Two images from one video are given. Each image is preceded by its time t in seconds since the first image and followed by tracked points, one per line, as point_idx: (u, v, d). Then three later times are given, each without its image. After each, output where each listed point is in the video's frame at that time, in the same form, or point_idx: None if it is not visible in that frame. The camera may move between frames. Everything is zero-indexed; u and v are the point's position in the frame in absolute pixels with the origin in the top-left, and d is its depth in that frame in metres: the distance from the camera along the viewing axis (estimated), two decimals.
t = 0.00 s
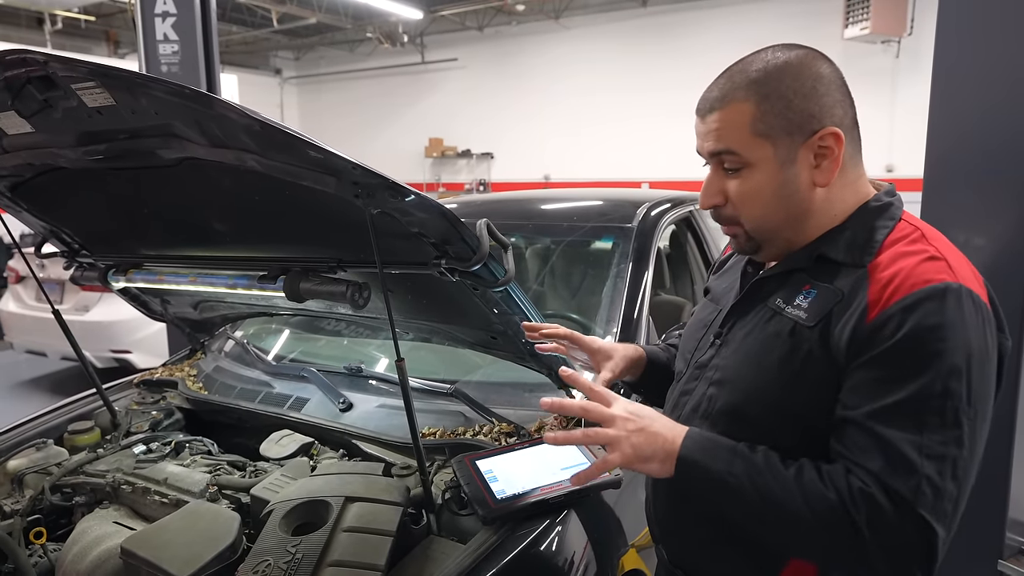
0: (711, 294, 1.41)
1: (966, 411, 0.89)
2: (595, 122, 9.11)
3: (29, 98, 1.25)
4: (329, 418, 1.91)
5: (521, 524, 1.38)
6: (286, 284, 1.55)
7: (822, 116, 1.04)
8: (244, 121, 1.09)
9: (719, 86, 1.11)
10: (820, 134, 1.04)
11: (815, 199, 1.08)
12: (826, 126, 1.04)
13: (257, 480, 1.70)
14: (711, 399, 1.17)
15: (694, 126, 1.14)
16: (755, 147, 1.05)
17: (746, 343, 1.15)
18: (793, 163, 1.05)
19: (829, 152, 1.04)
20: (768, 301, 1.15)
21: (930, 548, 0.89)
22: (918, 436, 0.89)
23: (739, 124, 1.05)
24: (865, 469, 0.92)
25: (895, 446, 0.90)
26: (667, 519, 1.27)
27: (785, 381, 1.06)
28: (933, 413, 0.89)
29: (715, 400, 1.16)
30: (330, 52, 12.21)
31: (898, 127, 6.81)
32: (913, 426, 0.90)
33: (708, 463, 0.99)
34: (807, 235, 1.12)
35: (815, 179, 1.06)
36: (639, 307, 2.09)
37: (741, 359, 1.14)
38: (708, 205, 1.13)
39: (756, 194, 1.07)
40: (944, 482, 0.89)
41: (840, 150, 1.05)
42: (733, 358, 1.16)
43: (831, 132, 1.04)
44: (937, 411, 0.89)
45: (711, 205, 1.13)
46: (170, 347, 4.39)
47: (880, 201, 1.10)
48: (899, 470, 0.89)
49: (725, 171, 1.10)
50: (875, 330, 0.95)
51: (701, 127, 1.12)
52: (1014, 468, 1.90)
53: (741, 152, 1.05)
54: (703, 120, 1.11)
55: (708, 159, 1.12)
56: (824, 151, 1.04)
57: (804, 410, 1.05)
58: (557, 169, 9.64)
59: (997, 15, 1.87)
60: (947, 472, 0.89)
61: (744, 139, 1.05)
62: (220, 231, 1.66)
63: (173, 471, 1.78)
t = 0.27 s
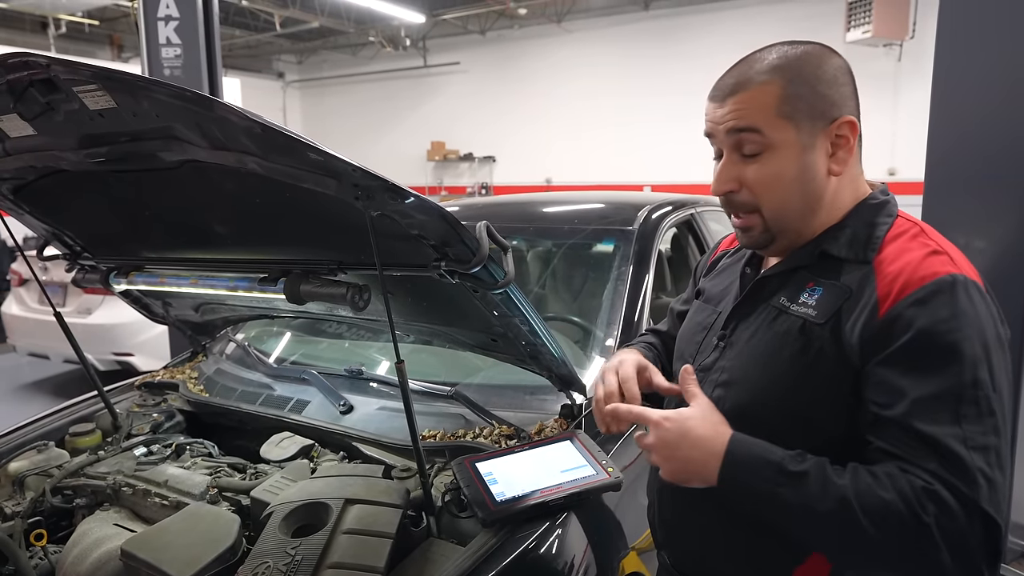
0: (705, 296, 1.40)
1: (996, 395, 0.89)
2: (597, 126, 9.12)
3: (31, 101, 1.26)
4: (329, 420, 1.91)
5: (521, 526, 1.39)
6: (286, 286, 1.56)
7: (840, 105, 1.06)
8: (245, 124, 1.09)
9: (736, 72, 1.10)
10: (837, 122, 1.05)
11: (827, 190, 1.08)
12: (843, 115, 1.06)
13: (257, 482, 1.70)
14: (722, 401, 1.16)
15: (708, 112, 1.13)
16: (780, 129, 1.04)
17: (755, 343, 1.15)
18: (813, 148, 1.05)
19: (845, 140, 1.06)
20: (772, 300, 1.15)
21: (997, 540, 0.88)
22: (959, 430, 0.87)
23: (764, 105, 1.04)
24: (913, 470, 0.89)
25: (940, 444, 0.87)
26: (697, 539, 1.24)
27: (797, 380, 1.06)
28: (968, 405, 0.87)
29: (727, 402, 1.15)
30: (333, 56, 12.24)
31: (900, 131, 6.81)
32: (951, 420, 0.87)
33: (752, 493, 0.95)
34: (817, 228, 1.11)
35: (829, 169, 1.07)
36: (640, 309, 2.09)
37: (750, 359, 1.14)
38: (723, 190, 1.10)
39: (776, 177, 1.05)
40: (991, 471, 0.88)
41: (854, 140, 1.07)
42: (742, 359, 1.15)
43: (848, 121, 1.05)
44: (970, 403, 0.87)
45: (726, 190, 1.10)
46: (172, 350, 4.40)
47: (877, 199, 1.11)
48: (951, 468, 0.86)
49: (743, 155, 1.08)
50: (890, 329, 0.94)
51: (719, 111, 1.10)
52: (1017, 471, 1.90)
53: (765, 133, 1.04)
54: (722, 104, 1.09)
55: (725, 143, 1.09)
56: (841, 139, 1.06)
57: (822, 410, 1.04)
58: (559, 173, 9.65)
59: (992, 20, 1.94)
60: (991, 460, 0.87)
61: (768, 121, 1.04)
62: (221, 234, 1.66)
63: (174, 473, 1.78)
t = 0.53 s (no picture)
0: (694, 297, 1.38)
1: (1022, 378, 0.94)
2: (596, 125, 9.13)
3: (24, 99, 1.25)
4: (326, 420, 1.90)
5: (516, 525, 1.38)
6: (282, 285, 1.55)
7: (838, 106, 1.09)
8: (238, 122, 1.09)
9: (732, 79, 1.09)
10: (835, 125, 1.08)
11: (830, 190, 1.10)
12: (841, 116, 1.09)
13: (252, 481, 1.69)
14: (734, 402, 1.15)
15: (706, 121, 1.11)
16: (789, 138, 1.04)
17: (762, 342, 1.14)
18: (820, 153, 1.06)
19: (844, 141, 1.09)
20: (776, 300, 1.15)
21: None
22: (1007, 421, 0.91)
23: (773, 114, 1.04)
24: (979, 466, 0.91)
25: (997, 438, 0.90)
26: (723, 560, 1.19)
27: (814, 379, 1.06)
28: (1006, 396, 0.92)
29: (739, 403, 1.15)
30: (332, 56, 12.23)
31: (899, 131, 6.81)
32: (999, 413, 0.91)
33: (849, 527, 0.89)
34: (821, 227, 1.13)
35: (831, 169, 1.09)
36: (637, 309, 2.09)
37: (763, 360, 1.13)
38: (732, 201, 1.08)
39: (788, 185, 1.05)
40: None
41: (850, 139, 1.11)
42: (751, 360, 1.15)
43: (845, 121, 1.09)
44: (1008, 394, 0.92)
45: (735, 201, 1.08)
46: (170, 350, 4.39)
47: (867, 196, 1.13)
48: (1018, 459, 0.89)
49: (753, 162, 1.07)
50: (919, 330, 0.95)
51: (721, 121, 1.08)
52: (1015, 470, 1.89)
53: (777, 142, 1.04)
54: (721, 115, 1.08)
55: (731, 153, 1.08)
56: (839, 140, 1.09)
57: (848, 414, 1.04)
58: (558, 173, 9.65)
59: (990, 18, 1.94)
60: None
61: (779, 130, 1.04)
62: (216, 233, 1.65)
63: (169, 472, 1.78)
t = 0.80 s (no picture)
0: (682, 300, 1.35)
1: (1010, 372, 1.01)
2: (592, 127, 9.15)
3: (18, 101, 1.25)
4: (321, 422, 1.90)
5: (511, 527, 1.38)
6: (277, 287, 1.55)
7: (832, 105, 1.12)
8: (232, 124, 1.09)
9: (734, 68, 1.10)
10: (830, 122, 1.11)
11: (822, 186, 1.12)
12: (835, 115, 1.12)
13: (247, 483, 1.69)
14: (737, 408, 1.15)
15: (708, 108, 1.11)
16: (791, 127, 1.06)
17: (763, 347, 1.14)
18: (817, 146, 1.08)
19: (838, 139, 1.12)
20: (774, 304, 1.15)
21: None
22: (1005, 414, 0.97)
23: (777, 103, 1.05)
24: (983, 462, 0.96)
25: (1001, 431, 0.95)
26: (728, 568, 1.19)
27: (818, 383, 1.07)
28: (1001, 389, 0.98)
29: (742, 408, 1.14)
30: (328, 57, 12.23)
31: (894, 132, 6.84)
32: (998, 407, 0.97)
33: (866, 531, 0.92)
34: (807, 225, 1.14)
35: (824, 166, 1.11)
36: (632, 310, 2.09)
37: (765, 365, 1.12)
38: (732, 189, 1.08)
39: (786, 176, 1.06)
40: None
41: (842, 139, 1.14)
42: (753, 365, 1.14)
43: (839, 120, 1.12)
44: (1002, 387, 0.98)
45: (735, 189, 1.08)
46: (165, 352, 4.38)
47: (852, 197, 1.15)
48: (1020, 451, 0.95)
49: (753, 151, 1.07)
50: (923, 330, 0.98)
51: (726, 107, 1.08)
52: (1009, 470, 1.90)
53: (779, 131, 1.05)
54: (726, 101, 1.08)
55: (733, 140, 1.08)
56: (833, 138, 1.12)
57: (851, 416, 1.05)
58: (554, 174, 9.66)
59: (982, 20, 1.95)
60: None
61: (781, 119, 1.05)
62: (211, 234, 1.65)
63: (163, 474, 1.77)
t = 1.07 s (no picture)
0: (668, 305, 1.33)
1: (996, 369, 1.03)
2: (590, 130, 9.17)
3: (12, 104, 1.25)
4: (316, 425, 1.90)
5: (505, 530, 1.38)
6: (272, 289, 1.57)
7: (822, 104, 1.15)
8: (226, 126, 1.09)
9: (731, 62, 1.11)
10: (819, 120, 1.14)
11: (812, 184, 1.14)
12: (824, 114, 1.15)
13: (242, 486, 1.69)
14: (732, 413, 1.15)
15: (706, 100, 1.11)
16: (787, 121, 1.08)
17: (755, 351, 1.13)
18: (809, 142, 1.11)
19: (826, 137, 1.15)
20: (764, 307, 1.14)
21: None
22: (994, 412, 0.98)
23: (775, 95, 1.07)
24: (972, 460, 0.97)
25: (991, 429, 0.97)
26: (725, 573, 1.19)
27: (812, 386, 1.07)
28: (989, 386, 0.99)
29: (737, 413, 1.14)
30: (326, 60, 12.25)
31: (891, 135, 6.86)
32: (986, 405, 0.98)
33: (853, 529, 0.93)
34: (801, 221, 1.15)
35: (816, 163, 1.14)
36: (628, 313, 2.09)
37: (759, 369, 1.12)
38: (730, 180, 1.09)
39: (782, 169, 1.08)
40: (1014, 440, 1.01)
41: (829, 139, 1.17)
42: (746, 369, 1.14)
43: (827, 119, 1.15)
44: (990, 385, 0.99)
45: (733, 180, 1.09)
46: (162, 354, 4.37)
47: (836, 200, 1.16)
48: (1008, 448, 0.96)
49: (751, 143, 1.09)
50: (912, 331, 0.99)
51: (725, 98, 1.09)
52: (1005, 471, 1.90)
53: (776, 124, 1.07)
54: (725, 92, 1.09)
55: (731, 131, 1.09)
56: (822, 136, 1.15)
57: (845, 417, 1.06)
58: (552, 177, 9.66)
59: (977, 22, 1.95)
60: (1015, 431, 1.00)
61: (778, 112, 1.07)
62: (205, 237, 1.65)
63: (158, 478, 1.77)
